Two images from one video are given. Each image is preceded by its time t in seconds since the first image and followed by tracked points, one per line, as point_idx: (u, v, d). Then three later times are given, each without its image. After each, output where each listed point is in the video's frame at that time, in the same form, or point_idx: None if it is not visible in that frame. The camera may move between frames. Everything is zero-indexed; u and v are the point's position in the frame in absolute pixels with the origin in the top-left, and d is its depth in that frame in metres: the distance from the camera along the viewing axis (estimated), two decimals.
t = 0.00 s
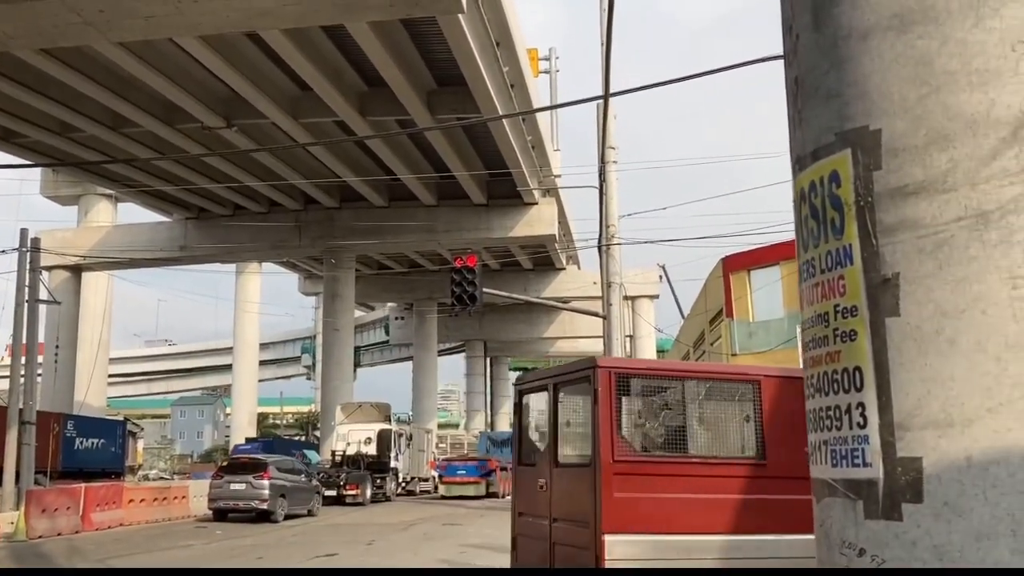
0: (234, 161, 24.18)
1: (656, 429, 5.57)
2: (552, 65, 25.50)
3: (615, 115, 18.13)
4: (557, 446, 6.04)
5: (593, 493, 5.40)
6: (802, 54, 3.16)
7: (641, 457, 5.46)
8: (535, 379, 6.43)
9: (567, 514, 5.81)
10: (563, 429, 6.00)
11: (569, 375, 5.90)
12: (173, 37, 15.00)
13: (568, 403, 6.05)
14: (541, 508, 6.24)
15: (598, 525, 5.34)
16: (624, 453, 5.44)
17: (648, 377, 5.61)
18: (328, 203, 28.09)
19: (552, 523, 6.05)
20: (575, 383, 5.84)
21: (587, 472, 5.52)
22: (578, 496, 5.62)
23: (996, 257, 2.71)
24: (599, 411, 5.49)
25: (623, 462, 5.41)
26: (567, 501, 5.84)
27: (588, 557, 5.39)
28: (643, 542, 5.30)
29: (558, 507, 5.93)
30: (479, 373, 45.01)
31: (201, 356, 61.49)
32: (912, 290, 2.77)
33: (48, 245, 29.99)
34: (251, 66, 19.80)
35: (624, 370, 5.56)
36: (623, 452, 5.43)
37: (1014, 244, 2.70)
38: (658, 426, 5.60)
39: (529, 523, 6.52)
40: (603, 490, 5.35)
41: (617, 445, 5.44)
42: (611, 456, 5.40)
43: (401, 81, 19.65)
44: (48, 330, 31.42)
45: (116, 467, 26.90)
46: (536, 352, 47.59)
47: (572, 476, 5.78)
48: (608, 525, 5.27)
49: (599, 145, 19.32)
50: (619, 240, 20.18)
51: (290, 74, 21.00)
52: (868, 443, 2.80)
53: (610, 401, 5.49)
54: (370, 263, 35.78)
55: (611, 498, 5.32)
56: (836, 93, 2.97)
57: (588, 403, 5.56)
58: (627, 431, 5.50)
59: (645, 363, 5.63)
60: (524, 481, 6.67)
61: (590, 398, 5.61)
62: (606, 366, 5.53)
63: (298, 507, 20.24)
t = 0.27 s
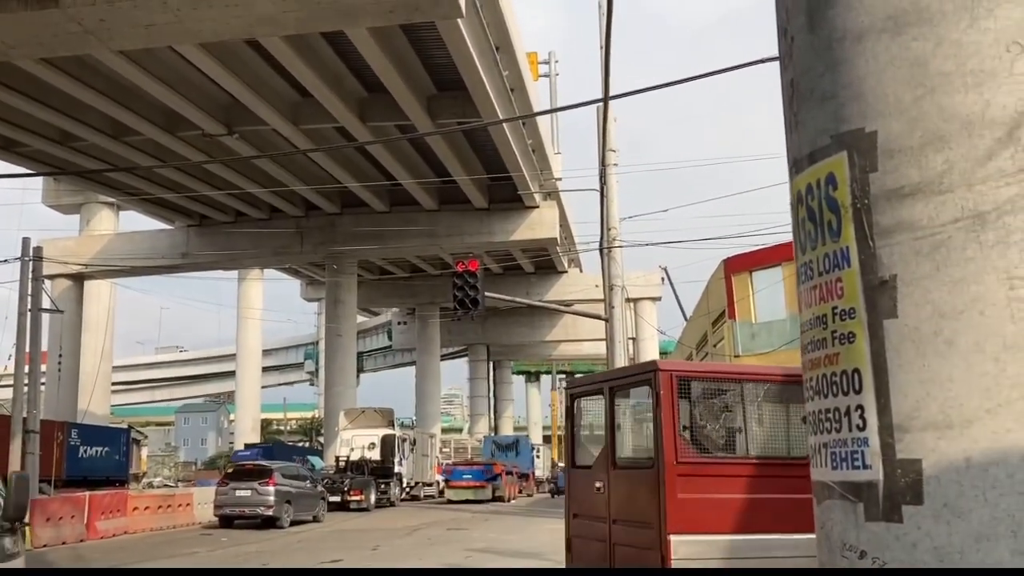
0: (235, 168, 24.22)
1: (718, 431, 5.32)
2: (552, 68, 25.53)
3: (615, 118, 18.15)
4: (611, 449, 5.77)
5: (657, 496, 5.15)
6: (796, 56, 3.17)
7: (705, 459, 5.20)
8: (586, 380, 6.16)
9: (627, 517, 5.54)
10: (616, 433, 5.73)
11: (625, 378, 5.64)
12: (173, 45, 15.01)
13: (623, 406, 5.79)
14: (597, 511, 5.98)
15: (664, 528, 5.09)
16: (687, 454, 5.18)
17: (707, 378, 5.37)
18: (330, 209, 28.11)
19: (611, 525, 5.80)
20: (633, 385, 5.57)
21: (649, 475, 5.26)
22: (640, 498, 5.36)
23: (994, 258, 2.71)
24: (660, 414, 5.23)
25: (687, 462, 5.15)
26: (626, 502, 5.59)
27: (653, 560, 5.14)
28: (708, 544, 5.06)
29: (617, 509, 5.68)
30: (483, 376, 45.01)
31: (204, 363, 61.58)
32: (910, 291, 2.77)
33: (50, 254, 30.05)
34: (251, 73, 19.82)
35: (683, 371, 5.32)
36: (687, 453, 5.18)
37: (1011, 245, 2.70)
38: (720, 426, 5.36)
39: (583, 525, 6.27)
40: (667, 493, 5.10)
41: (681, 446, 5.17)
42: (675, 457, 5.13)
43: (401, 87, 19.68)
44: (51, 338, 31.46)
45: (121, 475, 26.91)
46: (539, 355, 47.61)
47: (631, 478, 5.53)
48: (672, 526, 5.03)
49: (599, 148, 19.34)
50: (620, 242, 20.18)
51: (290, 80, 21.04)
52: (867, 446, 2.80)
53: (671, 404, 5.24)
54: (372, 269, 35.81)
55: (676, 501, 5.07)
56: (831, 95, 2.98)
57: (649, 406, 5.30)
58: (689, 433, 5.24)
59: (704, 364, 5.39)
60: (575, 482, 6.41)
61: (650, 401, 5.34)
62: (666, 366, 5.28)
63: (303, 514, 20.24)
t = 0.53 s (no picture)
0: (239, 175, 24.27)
1: (776, 430, 5.44)
2: (554, 72, 25.56)
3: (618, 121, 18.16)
4: (666, 450, 5.86)
5: (719, 495, 5.24)
6: (799, 58, 3.17)
7: (766, 458, 5.31)
8: (640, 383, 6.25)
9: (685, 517, 5.64)
10: (672, 434, 5.82)
11: (681, 379, 5.73)
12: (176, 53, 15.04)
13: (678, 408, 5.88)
14: (653, 511, 6.07)
15: (727, 526, 5.18)
16: (749, 454, 5.28)
17: (766, 380, 5.48)
18: (334, 214, 28.16)
19: (668, 524, 5.88)
20: (690, 388, 5.66)
21: (711, 474, 5.36)
22: (700, 497, 5.45)
23: (998, 258, 2.70)
24: (723, 414, 5.33)
25: (749, 462, 5.26)
26: (684, 502, 5.67)
27: (716, 559, 5.23)
28: (769, 541, 5.15)
29: (675, 510, 5.76)
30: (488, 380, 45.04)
31: (210, 370, 61.65)
32: (915, 291, 2.77)
33: (56, 262, 30.13)
34: (254, 79, 19.86)
35: (744, 372, 5.41)
36: (749, 453, 5.28)
37: (1015, 245, 2.70)
38: (777, 427, 5.47)
39: (638, 523, 6.35)
40: (730, 492, 5.20)
41: (742, 446, 5.27)
42: (738, 457, 5.23)
43: (404, 92, 19.72)
44: (58, 346, 31.53)
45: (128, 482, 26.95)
46: (544, 359, 47.60)
47: (690, 478, 5.61)
48: (737, 525, 5.12)
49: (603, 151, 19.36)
50: (624, 245, 20.19)
51: (293, 86, 21.08)
52: (874, 446, 2.80)
53: (732, 404, 5.34)
54: (377, 273, 35.85)
55: (739, 500, 5.16)
56: (834, 96, 2.98)
57: (711, 407, 5.39)
58: (750, 433, 5.35)
59: (762, 365, 5.49)
60: (629, 480, 6.49)
61: (710, 403, 5.44)
62: (727, 368, 5.38)
63: (312, 519, 20.26)
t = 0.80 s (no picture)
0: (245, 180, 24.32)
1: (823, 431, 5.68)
2: (559, 74, 25.58)
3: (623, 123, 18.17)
4: (713, 451, 6.09)
5: (771, 495, 5.46)
6: (802, 58, 3.17)
7: (815, 457, 5.53)
8: (685, 386, 6.51)
9: (735, 516, 5.86)
10: (719, 435, 6.05)
11: (729, 381, 5.98)
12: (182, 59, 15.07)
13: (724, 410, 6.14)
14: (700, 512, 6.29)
15: (779, 525, 5.40)
16: (800, 453, 5.51)
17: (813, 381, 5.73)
18: (340, 219, 28.21)
19: (717, 526, 6.08)
20: (738, 394, 5.91)
21: (762, 473, 5.58)
22: (751, 498, 5.67)
23: (1004, 257, 2.69)
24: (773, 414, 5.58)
25: (800, 460, 5.48)
26: (735, 504, 5.88)
27: (767, 557, 5.44)
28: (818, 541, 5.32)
29: (723, 510, 5.99)
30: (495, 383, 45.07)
31: (218, 376, 61.76)
32: (922, 292, 2.76)
33: (64, 269, 30.23)
34: (259, 85, 19.90)
35: (792, 374, 5.67)
36: (800, 452, 5.50)
37: None
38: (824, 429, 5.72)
39: (686, 525, 6.56)
40: (783, 490, 5.42)
41: (792, 446, 5.50)
42: (790, 455, 5.45)
43: (409, 96, 19.74)
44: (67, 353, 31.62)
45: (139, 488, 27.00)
46: (552, 361, 47.59)
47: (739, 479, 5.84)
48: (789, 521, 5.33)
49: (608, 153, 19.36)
50: (631, 246, 20.18)
51: (299, 91, 21.12)
52: (882, 447, 2.79)
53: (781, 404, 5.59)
54: (383, 277, 35.89)
55: (791, 497, 5.38)
56: (838, 96, 2.98)
57: (762, 407, 5.65)
58: (801, 432, 5.59)
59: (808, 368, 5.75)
60: (678, 483, 6.71)
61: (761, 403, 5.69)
62: (776, 370, 5.63)
63: (323, 523, 20.28)
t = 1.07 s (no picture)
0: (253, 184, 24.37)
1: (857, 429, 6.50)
2: (564, 75, 25.60)
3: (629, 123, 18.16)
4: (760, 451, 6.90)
5: (819, 493, 6.24)
6: (805, 58, 3.17)
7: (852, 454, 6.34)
8: (730, 390, 7.35)
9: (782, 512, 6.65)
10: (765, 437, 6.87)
11: (774, 384, 6.80)
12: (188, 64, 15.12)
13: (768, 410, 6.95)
14: (747, 509, 7.10)
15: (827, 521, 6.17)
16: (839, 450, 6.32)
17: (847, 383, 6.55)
18: (348, 222, 28.27)
19: (763, 524, 6.88)
20: (783, 394, 6.73)
21: (808, 472, 6.37)
22: (798, 497, 6.45)
23: (1009, 255, 2.68)
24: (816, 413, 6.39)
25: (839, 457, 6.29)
26: (780, 501, 6.67)
27: (818, 552, 6.19)
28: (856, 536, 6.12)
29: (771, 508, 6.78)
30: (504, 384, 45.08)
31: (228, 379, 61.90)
32: (926, 291, 2.75)
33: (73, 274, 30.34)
34: (266, 88, 19.94)
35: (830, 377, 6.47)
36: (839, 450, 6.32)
37: None
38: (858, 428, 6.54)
39: (730, 524, 7.36)
40: (828, 488, 6.20)
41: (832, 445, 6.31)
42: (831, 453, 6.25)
43: (415, 98, 19.77)
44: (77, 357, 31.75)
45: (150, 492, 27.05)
46: (560, 362, 47.60)
47: (785, 477, 6.63)
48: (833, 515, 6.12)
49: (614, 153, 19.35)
50: (638, 247, 20.16)
51: (306, 95, 21.17)
52: (887, 447, 2.78)
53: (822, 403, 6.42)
54: (391, 280, 35.95)
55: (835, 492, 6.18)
56: (840, 95, 2.97)
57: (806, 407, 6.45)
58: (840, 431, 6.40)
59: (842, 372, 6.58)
60: (721, 484, 7.53)
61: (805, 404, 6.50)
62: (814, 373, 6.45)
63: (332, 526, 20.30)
